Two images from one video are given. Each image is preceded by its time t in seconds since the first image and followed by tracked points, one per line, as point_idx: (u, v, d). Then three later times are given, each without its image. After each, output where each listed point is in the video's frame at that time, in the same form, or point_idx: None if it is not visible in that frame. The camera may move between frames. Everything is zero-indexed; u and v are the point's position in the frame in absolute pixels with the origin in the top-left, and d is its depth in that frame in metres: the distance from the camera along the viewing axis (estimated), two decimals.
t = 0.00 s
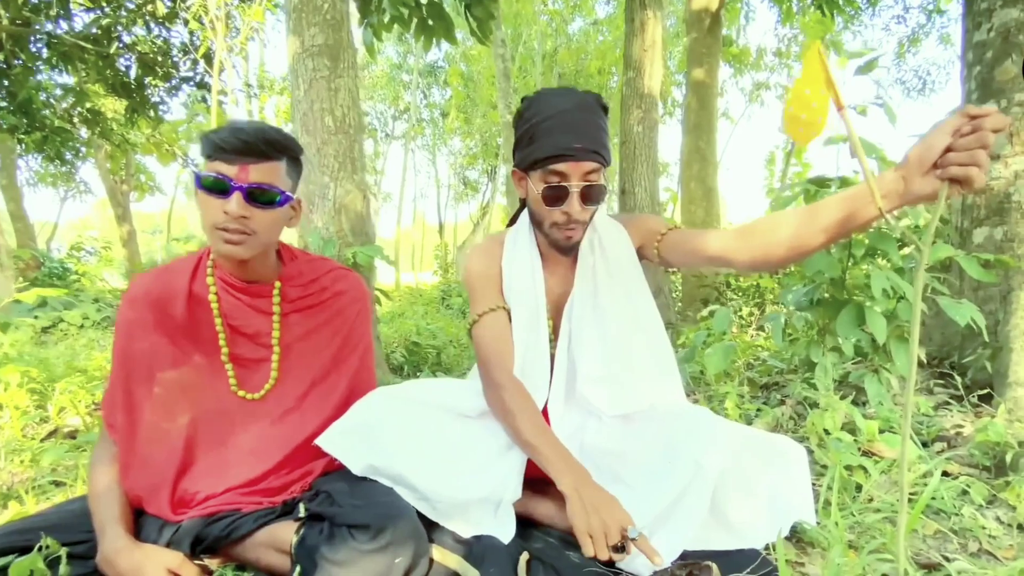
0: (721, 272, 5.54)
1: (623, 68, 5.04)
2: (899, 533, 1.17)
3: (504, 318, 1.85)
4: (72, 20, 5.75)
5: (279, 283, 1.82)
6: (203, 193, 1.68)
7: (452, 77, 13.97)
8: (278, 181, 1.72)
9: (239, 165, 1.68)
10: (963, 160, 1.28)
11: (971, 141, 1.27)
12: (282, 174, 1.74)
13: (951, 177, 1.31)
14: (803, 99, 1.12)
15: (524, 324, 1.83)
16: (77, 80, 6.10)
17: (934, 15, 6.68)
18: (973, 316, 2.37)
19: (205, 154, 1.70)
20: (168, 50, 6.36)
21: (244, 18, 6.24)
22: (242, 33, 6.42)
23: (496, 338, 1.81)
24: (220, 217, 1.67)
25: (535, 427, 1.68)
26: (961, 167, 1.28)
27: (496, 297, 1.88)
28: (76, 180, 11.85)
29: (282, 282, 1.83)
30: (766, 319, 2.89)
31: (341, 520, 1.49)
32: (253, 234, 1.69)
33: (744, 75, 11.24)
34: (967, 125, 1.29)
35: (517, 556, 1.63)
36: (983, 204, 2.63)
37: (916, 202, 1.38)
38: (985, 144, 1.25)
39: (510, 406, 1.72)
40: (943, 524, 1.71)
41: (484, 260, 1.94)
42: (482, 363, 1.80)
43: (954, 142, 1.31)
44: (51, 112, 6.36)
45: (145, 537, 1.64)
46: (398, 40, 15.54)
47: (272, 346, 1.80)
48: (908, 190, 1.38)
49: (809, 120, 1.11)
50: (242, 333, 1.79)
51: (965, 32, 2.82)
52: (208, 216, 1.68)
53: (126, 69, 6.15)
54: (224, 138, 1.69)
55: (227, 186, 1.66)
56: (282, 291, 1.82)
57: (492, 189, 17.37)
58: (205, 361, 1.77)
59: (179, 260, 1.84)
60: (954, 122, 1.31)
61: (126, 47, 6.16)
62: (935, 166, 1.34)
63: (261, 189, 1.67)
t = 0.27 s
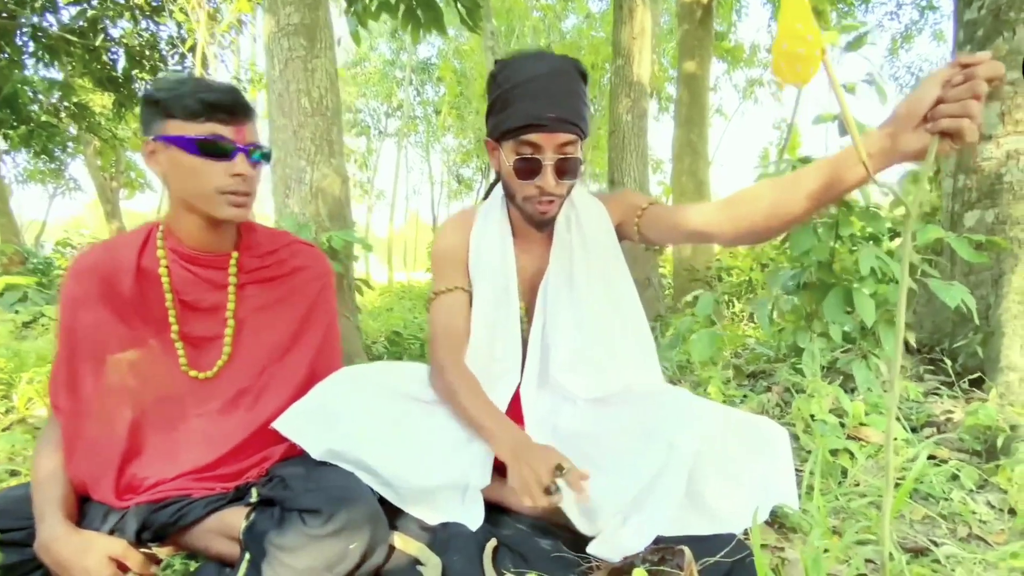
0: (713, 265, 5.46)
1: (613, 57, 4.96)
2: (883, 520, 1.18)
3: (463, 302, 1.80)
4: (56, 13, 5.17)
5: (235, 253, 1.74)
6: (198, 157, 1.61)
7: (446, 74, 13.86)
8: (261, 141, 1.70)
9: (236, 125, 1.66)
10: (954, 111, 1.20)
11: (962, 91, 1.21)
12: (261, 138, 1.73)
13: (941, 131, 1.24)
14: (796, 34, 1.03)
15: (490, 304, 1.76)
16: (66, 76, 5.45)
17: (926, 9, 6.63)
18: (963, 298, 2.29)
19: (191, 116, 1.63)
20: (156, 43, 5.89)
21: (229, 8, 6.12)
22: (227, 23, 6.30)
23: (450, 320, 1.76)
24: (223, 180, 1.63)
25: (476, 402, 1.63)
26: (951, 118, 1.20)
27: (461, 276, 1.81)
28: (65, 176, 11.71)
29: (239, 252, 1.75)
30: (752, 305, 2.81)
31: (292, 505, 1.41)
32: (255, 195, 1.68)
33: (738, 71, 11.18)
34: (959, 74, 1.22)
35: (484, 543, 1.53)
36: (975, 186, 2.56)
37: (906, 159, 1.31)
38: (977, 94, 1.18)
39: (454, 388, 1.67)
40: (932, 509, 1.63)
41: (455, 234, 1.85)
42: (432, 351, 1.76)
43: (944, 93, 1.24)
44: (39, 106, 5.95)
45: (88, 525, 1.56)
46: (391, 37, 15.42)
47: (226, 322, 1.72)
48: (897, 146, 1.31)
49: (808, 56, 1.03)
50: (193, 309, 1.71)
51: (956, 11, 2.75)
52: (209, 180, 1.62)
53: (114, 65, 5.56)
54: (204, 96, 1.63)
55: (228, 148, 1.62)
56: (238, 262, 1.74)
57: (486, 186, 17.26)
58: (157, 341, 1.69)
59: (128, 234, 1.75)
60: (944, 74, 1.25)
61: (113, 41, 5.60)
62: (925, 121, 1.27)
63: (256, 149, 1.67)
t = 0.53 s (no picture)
0: (705, 260, 5.42)
1: (603, 50, 4.92)
2: (875, 503, 1.13)
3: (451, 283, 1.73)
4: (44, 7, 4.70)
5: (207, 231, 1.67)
6: (184, 133, 1.57)
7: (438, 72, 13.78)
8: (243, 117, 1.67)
9: (219, 100, 1.63)
10: (944, 71, 1.17)
11: (953, 50, 1.18)
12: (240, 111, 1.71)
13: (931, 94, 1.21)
14: None
15: (477, 289, 1.70)
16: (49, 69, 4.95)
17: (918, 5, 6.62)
18: (955, 285, 2.26)
19: (172, 90, 1.58)
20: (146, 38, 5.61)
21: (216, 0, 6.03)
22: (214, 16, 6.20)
23: (439, 305, 1.69)
24: (210, 156, 1.59)
25: (469, 391, 1.57)
26: (941, 79, 1.18)
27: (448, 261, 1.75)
28: (52, 173, 11.55)
29: (212, 230, 1.68)
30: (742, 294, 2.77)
31: (258, 489, 1.35)
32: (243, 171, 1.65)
33: (731, 70, 11.16)
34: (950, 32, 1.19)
35: (462, 531, 1.46)
36: (966, 173, 2.52)
37: (895, 124, 1.29)
38: (968, 51, 1.15)
39: (444, 374, 1.61)
40: (924, 495, 1.59)
41: (437, 216, 1.79)
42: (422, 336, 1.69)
43: (935, 53, 1.21)
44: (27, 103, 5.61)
45: (50, 512, 1.49)
46: (383, 35, 15.33)
47: (201, 303, 1.66)
48: (886, 113, 1.29)
49: (766, 13, 1.14)
50: (165, 289, 1.65)
51: None
52: (195, 157, 1.57)
53: (102, 58, 5.11)
54: (184, 68, 1.58)
55: (214, 123, 1.58)
56: (211, 240, 1.67)
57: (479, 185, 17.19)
58: (125, 323, 1.62)
59: (94, 212, 1.68)
60: (934, 33, 1.23)
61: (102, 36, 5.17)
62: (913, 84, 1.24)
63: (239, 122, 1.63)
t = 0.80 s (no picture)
0: (700, 262, 5.43)
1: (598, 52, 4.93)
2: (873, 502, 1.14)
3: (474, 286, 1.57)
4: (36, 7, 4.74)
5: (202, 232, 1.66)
6: (182, 147, 1.55)
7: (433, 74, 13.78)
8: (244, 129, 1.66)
9: (220, 114, 1.61)
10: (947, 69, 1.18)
11: (955, 48, 1.19)
12: (241, 122, 1.69)
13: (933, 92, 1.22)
14: None
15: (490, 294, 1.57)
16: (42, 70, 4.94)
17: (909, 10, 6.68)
18: (950, 286, 2.27)
19: (173, 104, 1.55)
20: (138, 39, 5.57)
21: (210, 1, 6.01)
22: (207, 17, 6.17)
23: (470, 302, 1.50)
24: (206, 170, 1.57)
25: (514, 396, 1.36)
26: (943, 77, 1.19)
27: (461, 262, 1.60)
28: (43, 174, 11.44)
29: (207, 232, 1.67)
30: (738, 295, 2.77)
31: (254, 491, 1.34)
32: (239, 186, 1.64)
33: (724, 73, 11.22)
34: (951, 31, 1.21)
35: (460, 534, 1.44)
36: (960, 175, 2.53)
37: (896, 122, 1.27)
38: (970, 49, 1.16)
39: (484, 374, 1.40)
40: (921, 495, 1.60)
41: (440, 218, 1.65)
42: (452, 333, 1.49)
43: (938, 51, 1.22)
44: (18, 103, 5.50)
45: (41, 516, 1.47)
46: (378, 37, 15.32)
47: (195, 305, 1.64)
48: (888, 110, 1.27)
49: None
50: (159, 290, 1.63)
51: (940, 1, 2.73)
52: (192, 171, 1.56)
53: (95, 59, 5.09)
54: (185, 81, 1.55)
55: (214, 139, 1.57)
56: (206, 241, 1.66)
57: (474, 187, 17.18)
58: (118, 323, 1.61)
59: (88, 211, 1.66)
60: (936, 31, 1.23)
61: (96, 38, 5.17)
62: (915, 82, 1.25)
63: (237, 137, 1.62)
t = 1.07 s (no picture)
0: (699, 267, 5.47)
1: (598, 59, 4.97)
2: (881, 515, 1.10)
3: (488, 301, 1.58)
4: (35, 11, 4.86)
5: (218, 248, 1.68)
6: (189, 164, 1.56)
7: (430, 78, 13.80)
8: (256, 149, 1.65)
9: (229, 135, 1.61)
10: (959, 99, 1.19)
11: (968, 78, 1.18)
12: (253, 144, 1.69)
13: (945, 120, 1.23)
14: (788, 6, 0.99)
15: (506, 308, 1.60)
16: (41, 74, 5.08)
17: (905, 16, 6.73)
18: (949, 297, 2.30)
19: (181, 122, 1.57)
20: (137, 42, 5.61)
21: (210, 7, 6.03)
22: (206, 22, 6.19)
23: (485, 318, 1.52)
24: (212, 188, 1.58)
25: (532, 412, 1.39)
26: (955, 106, 1.19)
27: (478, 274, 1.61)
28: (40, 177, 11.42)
29: (222, 247, 1.69)
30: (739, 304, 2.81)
31: (273, 507, 1.36)
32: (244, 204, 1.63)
33: (721, 77, 11.28)
34: (965, 61, 1.20)
35: (472, 547, 1.47)
36: (958, 186, 2.56)
37: (908, 148, 1.29)
38: (983, 80, 1.16)
39: (504, 394, 1.43)
40: (923, 507, 1.63)
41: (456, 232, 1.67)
42: (469, 347, 1.52)
43: (950, 80, 1.22)
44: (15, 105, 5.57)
45: (58, 530, 1.49)
46: (376, 40, 15.35)
47: (210, 318, 1.67)
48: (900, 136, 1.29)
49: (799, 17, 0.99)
50: (175, 304, 1.65)
51: (937, 14, 2.77)
52: (197, 188, 1.57)
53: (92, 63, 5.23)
54: (196, 102, 1.57)
55: (220, 158, 1.57)
56: (221, 256, 1.69)
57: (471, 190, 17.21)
58: (133, 337, 1.62)
59: (104, 225, 1.68)
60: (950, 60, 1.23)
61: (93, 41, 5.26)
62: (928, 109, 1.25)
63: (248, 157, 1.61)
